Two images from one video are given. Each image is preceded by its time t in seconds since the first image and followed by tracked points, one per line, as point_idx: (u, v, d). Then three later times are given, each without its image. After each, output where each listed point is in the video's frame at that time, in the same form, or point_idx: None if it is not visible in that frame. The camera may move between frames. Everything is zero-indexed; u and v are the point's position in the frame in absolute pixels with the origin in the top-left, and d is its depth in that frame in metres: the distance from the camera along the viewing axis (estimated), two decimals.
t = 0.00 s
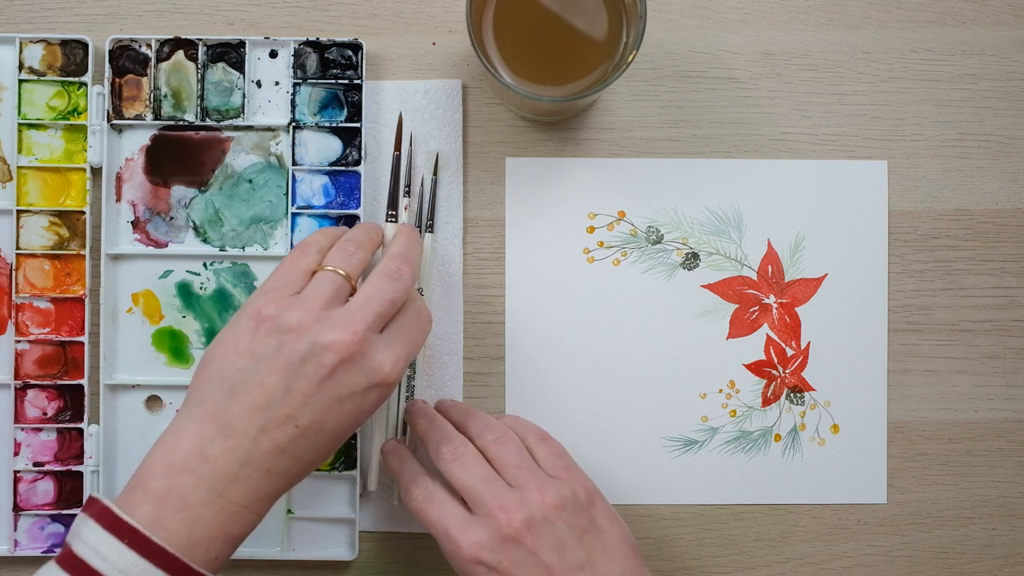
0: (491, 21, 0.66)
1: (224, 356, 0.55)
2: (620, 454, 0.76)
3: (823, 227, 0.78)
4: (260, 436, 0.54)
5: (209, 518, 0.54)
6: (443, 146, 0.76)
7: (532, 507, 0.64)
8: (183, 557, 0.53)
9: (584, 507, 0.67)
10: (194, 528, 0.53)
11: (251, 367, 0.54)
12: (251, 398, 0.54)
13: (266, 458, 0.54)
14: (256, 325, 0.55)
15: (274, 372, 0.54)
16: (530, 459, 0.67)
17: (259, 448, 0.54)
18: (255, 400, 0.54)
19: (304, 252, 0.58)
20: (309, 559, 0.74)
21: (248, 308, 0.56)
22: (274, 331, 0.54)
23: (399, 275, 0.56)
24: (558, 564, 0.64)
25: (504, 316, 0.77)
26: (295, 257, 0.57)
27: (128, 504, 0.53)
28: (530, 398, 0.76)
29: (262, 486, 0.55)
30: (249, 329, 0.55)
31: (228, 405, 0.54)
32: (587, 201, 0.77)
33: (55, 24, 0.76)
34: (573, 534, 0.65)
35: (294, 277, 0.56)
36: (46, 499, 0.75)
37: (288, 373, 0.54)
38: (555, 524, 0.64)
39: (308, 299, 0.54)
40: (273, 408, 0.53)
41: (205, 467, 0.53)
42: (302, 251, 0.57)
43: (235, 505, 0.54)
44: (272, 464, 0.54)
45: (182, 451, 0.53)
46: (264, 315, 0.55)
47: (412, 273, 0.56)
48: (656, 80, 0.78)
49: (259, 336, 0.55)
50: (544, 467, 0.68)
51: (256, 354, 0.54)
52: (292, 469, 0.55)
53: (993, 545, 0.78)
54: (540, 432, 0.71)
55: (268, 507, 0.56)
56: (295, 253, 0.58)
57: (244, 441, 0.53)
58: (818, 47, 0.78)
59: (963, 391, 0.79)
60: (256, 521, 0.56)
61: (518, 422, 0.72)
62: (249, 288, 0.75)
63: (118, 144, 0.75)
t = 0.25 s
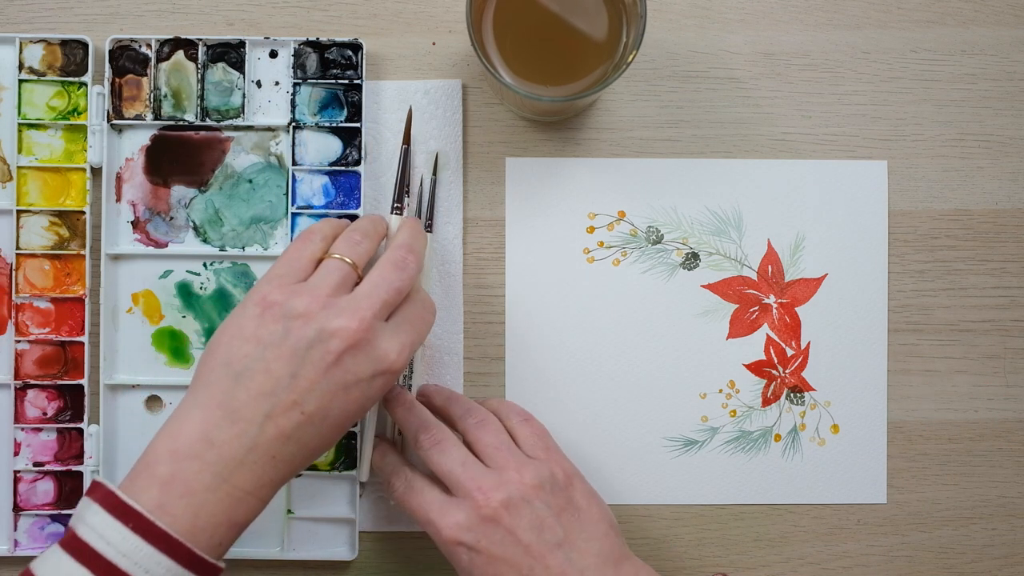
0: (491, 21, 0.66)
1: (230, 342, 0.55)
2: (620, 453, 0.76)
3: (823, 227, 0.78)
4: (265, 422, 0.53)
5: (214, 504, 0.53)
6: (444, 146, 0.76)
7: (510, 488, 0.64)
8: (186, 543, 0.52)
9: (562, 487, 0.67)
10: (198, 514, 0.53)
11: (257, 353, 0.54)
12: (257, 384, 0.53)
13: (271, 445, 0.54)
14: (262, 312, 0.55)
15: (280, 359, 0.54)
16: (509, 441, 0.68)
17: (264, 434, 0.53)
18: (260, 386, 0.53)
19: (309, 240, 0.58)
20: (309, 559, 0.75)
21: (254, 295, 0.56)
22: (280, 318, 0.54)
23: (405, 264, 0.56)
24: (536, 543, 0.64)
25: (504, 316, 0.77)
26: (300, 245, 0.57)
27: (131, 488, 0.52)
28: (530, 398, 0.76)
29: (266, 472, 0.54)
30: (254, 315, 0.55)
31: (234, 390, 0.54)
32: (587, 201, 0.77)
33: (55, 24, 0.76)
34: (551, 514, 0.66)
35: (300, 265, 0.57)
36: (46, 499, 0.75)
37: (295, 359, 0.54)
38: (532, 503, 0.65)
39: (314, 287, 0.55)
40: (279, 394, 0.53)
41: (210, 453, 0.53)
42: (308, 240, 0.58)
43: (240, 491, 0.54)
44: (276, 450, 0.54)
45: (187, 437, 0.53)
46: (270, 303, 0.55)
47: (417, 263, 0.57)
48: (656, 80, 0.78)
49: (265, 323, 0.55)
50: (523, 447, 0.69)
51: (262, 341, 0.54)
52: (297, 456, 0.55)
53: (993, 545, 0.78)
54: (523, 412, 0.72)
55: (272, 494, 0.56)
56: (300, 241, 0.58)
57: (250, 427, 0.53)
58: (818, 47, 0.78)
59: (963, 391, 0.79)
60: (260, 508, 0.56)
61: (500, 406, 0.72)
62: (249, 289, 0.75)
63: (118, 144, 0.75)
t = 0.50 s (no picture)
0: (491, 21, 0.66)
1: (227, 338, 0.55)
2: (620, 454, 0.76)
3: (823, 227, 0.78)
4: (261, 418, 0.53)
5: (209, 500, 0.53)
6: (444, 146, 0.76)
7: (531, 490, 0.65)
8: (182, 539, 0.52)
9: (582, 490, 0.68)
10: (194, 510, 0.53)
11: (254, 349, 0.54)
12: (253, 380, 0.53)
13: (267, 441, 0.54)
14: (259, 309, 0.55)
15: (276, 355, 0.54)
16: (529, 444, 0.68)
17: (259, 430, 0.53)
18: (257, 382, 0.53)
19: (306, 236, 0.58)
20: (309, 559, 0.75)
21: (251, 292, 0.55)
22: (276, 314, 0.54)
23: (401, 260, 0.56)
24: (558, 546, 0.65)
25: (504, 316, 0.77)
26: (297, 242, 0.57)
27: (128, 485, 0.52)
28: (531, 398, 0.76)
29: (262, 469, 0.54)
30: (251, 312, 0.55)
31: (230, 387, 0.54)
32: (587, 201, 0.77)
33: (55, 24, 0.76)
34: (574, 517, 0.66)
35: (296, 262, 0.56)
36: (46, 499, 0.75)
37: (291, 356, 0.54)
38: (554, 506, 0.65)
39: (310, 284, 0.54)
40: (275, 390, 0.53)
41: (206, 449, 0.53)
42: (305, 236, 0.58)
43: (235, 488, 0.54)
44: (272, 447, 0.54)
45: (184, 433, 0.53)
46: (267, 300, 0.55)
47: (413, 259, 0.56)
48: (656, 80, 0.78)
49: (261, 319, 0.55)
50: (543, 450, 0.69)
51: (258, 337, 0.54)
52: (293, 453, 0.55)
53: (993, 545, 0.78)
54: (540, 416, 0.72)
55: (268, 491, 0.56)
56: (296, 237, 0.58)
57: (246, 423, 0.53)
58: (818, 47, 0.78)
59: (963, 391, 0.79)
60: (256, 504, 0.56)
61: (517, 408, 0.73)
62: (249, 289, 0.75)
63: (118, 144, 0.75)
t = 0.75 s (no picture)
0: (491, 21, 0.66)
1: (231, 336, 0.55)
2: (620, 453, 0.76)
3: (823, 227, 0.78)
4: (265, 417, 0.53)
5: (213, 498, 0.53)
6: (444, 146, 0.76)
7: (531, 495, 0.65)
8: (184, 538, 0.52)
9: (582, 495, 0.68)
10: (197, 510, 0.53)
11: (258, 347, 0.54)
12: (257, 379, 0.53)
13: (271, 440, 0.54)
14: (263, 307, 0.55)
15: (281, 353, 0.54)
16: (528, 450, 0.68)
17: (264, 429, 0.53)
18: (261, 381, 0.53)
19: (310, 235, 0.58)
20: (309, 559, 0.75)
21: (255, 290, 0.56)
22: (281, 312, 0.54)
23: (406, 258, 0.56)
24: (556, 552, 0.65)
25: (504, 316, 0.77)
26: (302, 240, 0.57)
27: (130, 483, 0.52)
28: (530, 398, 0.76)
29: (266, 468, 0.54)
30: (256, 310, 0.55)
31: (234, 384, 0.54)
32: (587, 201, 0.77)
33: (55, 24, 0.76)
34: (572, 522, 0.66)
35: (301, 261, 0.57)
36: (46, 499, 0.75)
37: (296, 353, 0.54)
38: (553, 512, 0.66)
39: (316, 281, 0.55)
40: (279, 388, 0.53)
41: (210, 448, 0.53)
42: (309, 235, 0.58)
43: (239, 486, 0.54)
44: (276, 445, 0.54)
45: (188, 431, 0.53)
46: (271, 298, 0.55)
47: (418, 258, 0.57)
48: (656, 80, 0.78)
49: (265, 317, 0.55)
50: (541, 456, 0.69)
51: (263, 336, 0.54)
52: (296, 451, 0.55)
53: (993, 545, 0.78)
54: (536, 422, 0.72)
55: (271, 489, 0.56)
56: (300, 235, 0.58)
57: (250, 421, 0.53)
58: (818, 47, 0.78)
59: (963, 391, 0.79)
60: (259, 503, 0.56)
61: (513, 415, 0.73)
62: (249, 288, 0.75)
63: (118, 144, 0.75)
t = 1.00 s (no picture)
0: (491, 21, 0.66)
1: (236, 338, 0.55)
2: (620, 453, 0.76)
3: (823, 227, 0.78)
4: (270, 419, 0.53)
5: (217, 500, 0.53)
6: (444, 146, 0.76)
7: (533, 498, 0.65)
8: (189, 540, 0.52)
9: (584, 497, 0.68)
10: (201, 512, 0.53)
11: (263, 349, 0.54)
12: (262, 381, 0.53)
13: (275, 443, 0.54)
14: (267, 309, 0.55)
15: (286, 356, 0.54)
16: (529, 453, 0.68)
17: (269, 431, 0.53)
18: (266, 383, 0.53)
19: (315, 237, 0.58)
20: (309, 559, 0.74)
21: (260, 292, 0.55)
22: (286, 314, 0.54)
23: (411, 262, 0.56)
24: (557, 554, 0.65)
25: (504, 316, 0.77)
26: (307, 242, 0.57)
27: (133, 485, 0.52)
28: (530, 399, 0.76)
29: (270, 470, 0.54)
30: (260, 312, 0.55)
31: (239, 386, 0.54)
32: (587, 201, 0.77)
33: (55, 24, 0.76)
34: (574, 524, 0.66)
35: (305, 262, 0.57)
36: (46, 499, 0.75)
37: (301, 356, 0.53)
38: (555, 514, 0.65)
39: (321, 284, 0.55)
40: (284, 391, 0.53)
41: (214, 450, 0.53)
42: (313, 237, 0.58)
43: (243, 489, 0.54)
44: (280, 448, 0.54)
45: (192, 433, 0.53)
46: (276, 300, 0.55)
47: (422, 261, 0.57)
48: (656, 80, 0.78)
49: (270, 319, 0.55)
50: (543, 459, 0.69)
51: (268, 338, 0.54)
52: (301, 454, 0.55)
53: (993, 545, 0.78)
54: (536, 425, 0.72)
55: (275, 491, 0.56)
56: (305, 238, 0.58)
57: (256, 424, 0.53)
58: (818, 47, 0.78)
59: (963, 391, 0.79)
60: (264, 505, 0.56)
61: (513, 419, 0.73)
62: (249, 288, 0.75)
63: (118, 144, 0.75)
